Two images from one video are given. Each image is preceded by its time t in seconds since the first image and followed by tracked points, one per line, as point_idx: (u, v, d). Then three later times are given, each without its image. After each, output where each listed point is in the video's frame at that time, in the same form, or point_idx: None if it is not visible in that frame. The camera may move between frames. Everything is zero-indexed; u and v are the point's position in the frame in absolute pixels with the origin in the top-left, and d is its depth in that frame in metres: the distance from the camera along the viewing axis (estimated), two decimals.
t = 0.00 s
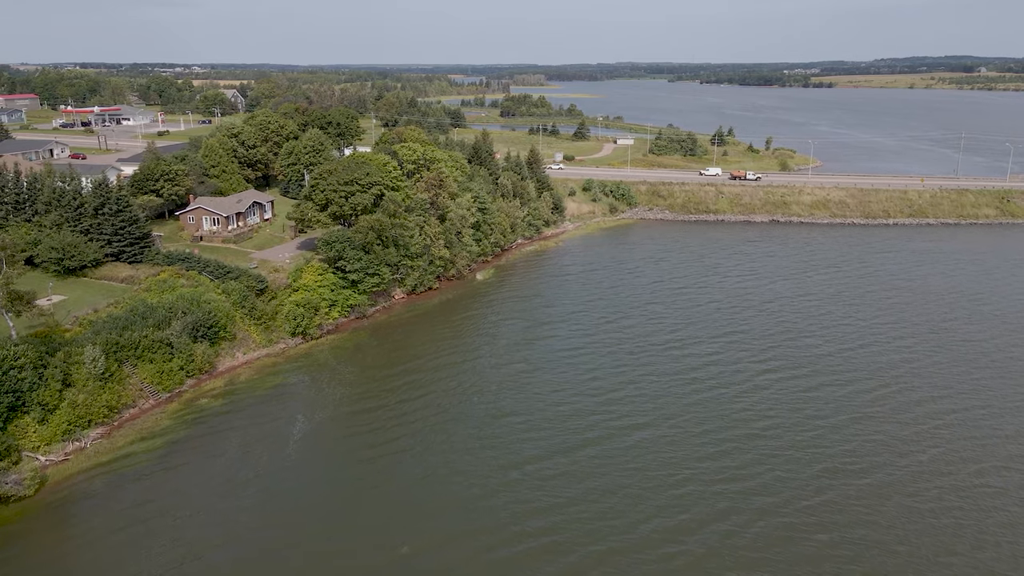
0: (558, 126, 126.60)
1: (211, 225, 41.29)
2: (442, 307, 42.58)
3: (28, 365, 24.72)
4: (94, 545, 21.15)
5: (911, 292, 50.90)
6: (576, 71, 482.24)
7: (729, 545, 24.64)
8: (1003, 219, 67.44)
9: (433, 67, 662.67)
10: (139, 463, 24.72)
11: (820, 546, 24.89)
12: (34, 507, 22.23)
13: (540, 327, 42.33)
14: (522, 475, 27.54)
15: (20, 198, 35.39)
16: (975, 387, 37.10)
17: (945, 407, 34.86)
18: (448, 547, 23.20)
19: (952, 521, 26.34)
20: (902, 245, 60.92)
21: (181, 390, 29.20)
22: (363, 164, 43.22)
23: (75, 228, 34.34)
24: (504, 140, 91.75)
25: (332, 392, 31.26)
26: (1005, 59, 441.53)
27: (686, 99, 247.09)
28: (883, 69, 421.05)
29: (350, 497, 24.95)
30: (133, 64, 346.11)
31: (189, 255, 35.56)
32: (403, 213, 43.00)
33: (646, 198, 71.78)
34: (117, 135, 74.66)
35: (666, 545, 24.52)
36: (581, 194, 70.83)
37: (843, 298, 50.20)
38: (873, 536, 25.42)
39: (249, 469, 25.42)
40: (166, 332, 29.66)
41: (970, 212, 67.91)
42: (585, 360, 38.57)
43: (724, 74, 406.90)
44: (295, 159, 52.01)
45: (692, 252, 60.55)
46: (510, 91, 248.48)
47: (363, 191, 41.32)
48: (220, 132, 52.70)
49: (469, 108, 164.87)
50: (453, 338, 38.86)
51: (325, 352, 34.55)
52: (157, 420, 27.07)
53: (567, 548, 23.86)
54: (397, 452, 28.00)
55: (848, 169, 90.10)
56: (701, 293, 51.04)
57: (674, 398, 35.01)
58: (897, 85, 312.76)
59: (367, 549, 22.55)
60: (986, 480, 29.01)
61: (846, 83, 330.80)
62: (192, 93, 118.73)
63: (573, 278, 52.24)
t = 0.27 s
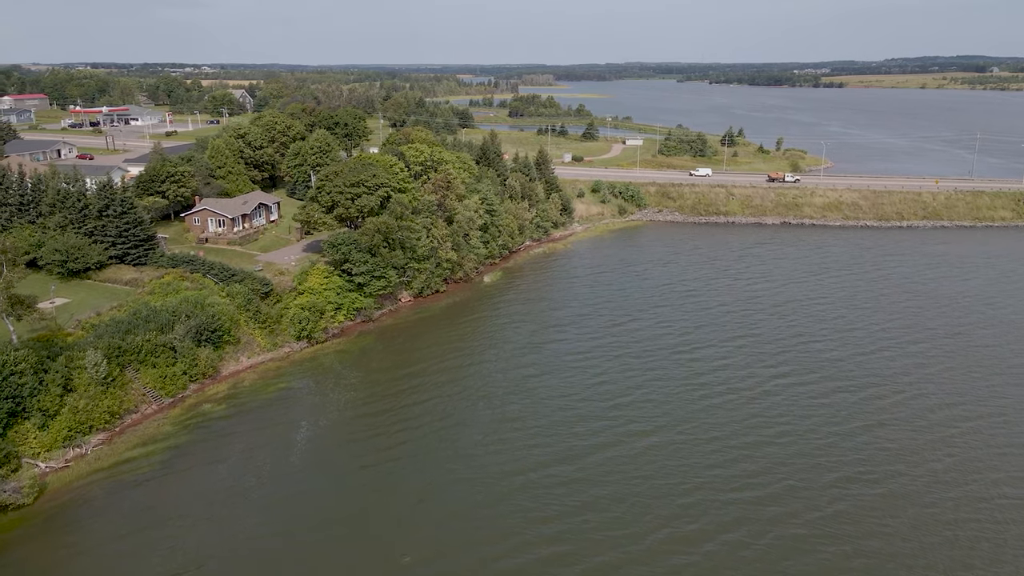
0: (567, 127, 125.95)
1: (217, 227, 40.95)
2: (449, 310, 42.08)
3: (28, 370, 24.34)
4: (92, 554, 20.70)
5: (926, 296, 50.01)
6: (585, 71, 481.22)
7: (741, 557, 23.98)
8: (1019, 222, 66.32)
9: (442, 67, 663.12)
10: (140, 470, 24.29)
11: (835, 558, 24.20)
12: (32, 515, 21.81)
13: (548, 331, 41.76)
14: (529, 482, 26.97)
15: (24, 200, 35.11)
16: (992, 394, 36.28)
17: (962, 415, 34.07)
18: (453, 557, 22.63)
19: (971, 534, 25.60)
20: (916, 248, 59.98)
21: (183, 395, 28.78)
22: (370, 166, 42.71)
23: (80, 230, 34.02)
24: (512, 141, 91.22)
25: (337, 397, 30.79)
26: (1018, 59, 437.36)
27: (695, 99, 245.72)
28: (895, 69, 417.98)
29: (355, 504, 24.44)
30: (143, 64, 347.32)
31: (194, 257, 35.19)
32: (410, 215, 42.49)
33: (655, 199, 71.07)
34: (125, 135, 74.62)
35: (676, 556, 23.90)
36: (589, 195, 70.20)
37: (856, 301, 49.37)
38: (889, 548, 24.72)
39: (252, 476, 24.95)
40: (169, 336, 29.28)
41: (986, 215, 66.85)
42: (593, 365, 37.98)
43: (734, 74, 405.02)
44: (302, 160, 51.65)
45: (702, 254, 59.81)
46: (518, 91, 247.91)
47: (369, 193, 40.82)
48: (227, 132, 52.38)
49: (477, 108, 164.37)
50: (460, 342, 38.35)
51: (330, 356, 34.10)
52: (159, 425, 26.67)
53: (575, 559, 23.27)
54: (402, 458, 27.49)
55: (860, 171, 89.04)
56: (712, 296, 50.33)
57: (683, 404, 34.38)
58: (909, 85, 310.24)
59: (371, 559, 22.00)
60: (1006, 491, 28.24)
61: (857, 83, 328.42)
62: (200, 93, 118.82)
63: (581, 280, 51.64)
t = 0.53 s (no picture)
0: (575, 127, 125.29)
1: (222, 229, 40.63)
2: (456, 313, 41.60)
3: (29, 376, 23.99)
4: (90, 563, 20.29)
5: (941, 300, 49.15)
6: (594, 71, 480.03)
7: (753, 568, 23.37)
8: None
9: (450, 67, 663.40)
10: (141, 477, 23.88)
11: (850, 571, 23.56)
12: (30, 524, 21.42)
13: (556, 335, 41.20)
14: (536, 490, 26.46)
15: (29, 201, 34.86)
16: (1010, 401, 35.50)
17: (980, 423, 33.31)
18: (458, 567, 22.11)
19: (990, 546, 24.91)
20: (931, 251, 59.03)
21: (187, 400, 28.39)
22: (377, 168, 42.19)
23: (84, 232, 33.73)
24: (520, 142, 90.65)
25: (342, 402, 30.36)
26: None
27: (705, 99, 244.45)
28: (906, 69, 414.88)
29: (358, 512, 23.95)
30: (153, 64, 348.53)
31: (198, 260, 34.84)
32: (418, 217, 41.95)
33: (665, 201, 70.37)
34: (133, 135, 74.54)
35: (686, 567, 23.31)
36: (598, 197, 69.57)
37: (870, 305, 48.56)
38: (906, 561, 24.05)
39: (255, 483, 24.53)
40: (173, 340, 28.92)
41: (1001, 217, 65.79)
42: (602, 369, 37.41)
43: (743, 74, 403.00)
44: (309, 161, 51.28)
45: (712, 257, 59.09)
46: (527, 91, 247.30)
47: (376, 195, 40.30)
48: (233, 133, 52.08)
49: (485, 108, 163.85)
50: (467, 346, 37.86)
51: (335, 360, 33.67)
52: (161, 431, 26.27)
53: (582, 570, 22.72)
54: (407, 465, 26.99)
55: (873, 172, 87.93)
56: (722, 300, 49.64)
57: (694, 409, 33.76)
58: (921, 86, 307.75)
59: (375, 569, 21.50)
60: None
61: (868, 83, 326.02)
62: (209, 93, 118.86)
63: (590, 283, 51.06)
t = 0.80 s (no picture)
0: (585, 128, 124.55)
1: (228, 231, 40.31)
2: (464, 317, 41.08)
3: (30, 382, 23.60)
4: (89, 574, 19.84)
5: (958, 304, 48.23)
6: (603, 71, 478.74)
7: None
8: None
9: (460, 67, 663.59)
10: (142, 485, 23.44)
11: None
12: (29, 533, 20.99)
13: (565, 339, 40.61)
14: (543, 498, 25.90)
15: (33, 203, 34.42)
16: None
17: (1000, 431, 32.49)
18: None
19: (1012, 560, 24.18)
20: (947, 254, 58.02)
21: (190, 406, 27.97)
22: (384, 169, 41.67)
23: (88, 235, 33.37)
24: (529, 142, 90.01)
25: (347, 408, 29.89)
26: None
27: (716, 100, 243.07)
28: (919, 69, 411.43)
29: (363, 522, 23.44)
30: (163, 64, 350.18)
31: (203, 262, 34.46)
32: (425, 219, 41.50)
33: (675, 203, 69.58)
34: (142, 136, 74.42)
35: None
36: (608, 199, 68.88)
37: (884, 310, 47.68)
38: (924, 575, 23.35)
39: (258, 491, 24.08)
40: (176, 345, 28.51)
41: (1019, 220, 64.63)
42: (611, 374, 36.80)
43: (754, 74, 400.81)
44: (316, 162, 50.89)
45: (724, 260, 58.29)
46: (536, 91, 246.62)
47: (383, 198, 39.81)
48: (240, 134, 51.75)
49: (494, 109, 163.31)
50: (475, 351, 37.32)
51: (341, 365, 33.20)
52: (164, 438, 25.84)
53: None
54: (413, 473, 26.47)
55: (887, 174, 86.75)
56: (733, 303, 48.88)
57: (705, 415, 33.10)
58: (934, 86, 304.99)
59: None
60: None
61: (880, 83, 323.39)
62: (218, 93, 118.96)
63: (600, 286, 50.43)
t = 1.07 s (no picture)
0: (593, 128, 123.91)
1: (234, 233, 40.01)
2: (471, 320, 40.59)
3: (30, 387, 23.25)
4: None
5: (974, 308, 47.37)
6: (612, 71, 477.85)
7: None
8: None
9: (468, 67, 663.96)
10: (143, 492, 23.03)
11: None
12: (27, 543, 20.62)
13: (574, 343, 40.08)
14: (551, 507, 25.32)
15: (38, 204, 34.18)
16: None
17: (1019, 439, 31.71)
18: None
19: None
20: (962, 258, 57.08)
21: (193, 411, 27.58)
22: (391, 171, 41.22)
23: (93, 237, 33.08)
24: (538, 144, 89.47)
25: (352, 414, 29.44)
26: None
27: (726, 100, 241.80)
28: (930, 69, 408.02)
29: (367, 531, 22.95)
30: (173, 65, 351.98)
31: (208, 265, 34.11)
32: (432, 221, 41.04)
33: (685, 204, 68.88)
34: (150, 136, 74.39)
35: None
36: (617, 200, 68.28)
37: (899, 314, 46.83)
38: None
39: (260, 500, 23.64)
40: (180, 349, 28.14)
41: None
42: (619, 379, 36.18)
43: (763, 74, 398.79)
44: (323, 164, 50.55)
45: (734, 262, 57.58)
46: (544, 91, 246.02)
47: (390, 200, 39.37)
48: (247, 134, 51.47)
49: (503, 109, 162.83)
50: (482, 355, 36.84)
51: (346, 369, 32.78)
52: (166, 444, 25.46)
53: None
54: (419, 481, 26.00)
55: (900, 176, 85.63)
56: (744, 307, 48.17)
57: (715, 422, 32.44)
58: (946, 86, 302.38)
59: None
60: None
61: (891, 83, 320.89)
62: (226, 93, 119.07)
63: (609, 289, 49.84)
